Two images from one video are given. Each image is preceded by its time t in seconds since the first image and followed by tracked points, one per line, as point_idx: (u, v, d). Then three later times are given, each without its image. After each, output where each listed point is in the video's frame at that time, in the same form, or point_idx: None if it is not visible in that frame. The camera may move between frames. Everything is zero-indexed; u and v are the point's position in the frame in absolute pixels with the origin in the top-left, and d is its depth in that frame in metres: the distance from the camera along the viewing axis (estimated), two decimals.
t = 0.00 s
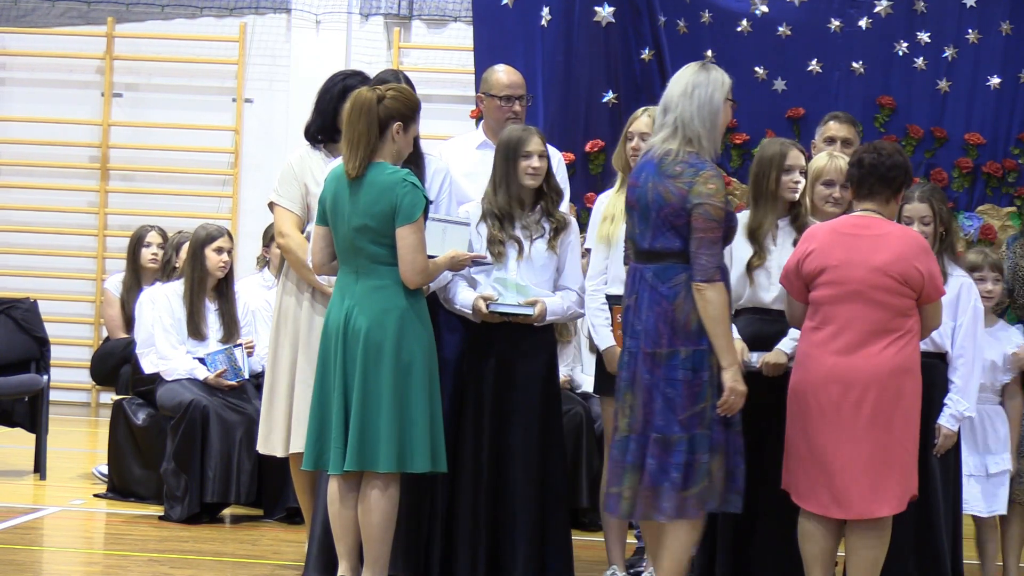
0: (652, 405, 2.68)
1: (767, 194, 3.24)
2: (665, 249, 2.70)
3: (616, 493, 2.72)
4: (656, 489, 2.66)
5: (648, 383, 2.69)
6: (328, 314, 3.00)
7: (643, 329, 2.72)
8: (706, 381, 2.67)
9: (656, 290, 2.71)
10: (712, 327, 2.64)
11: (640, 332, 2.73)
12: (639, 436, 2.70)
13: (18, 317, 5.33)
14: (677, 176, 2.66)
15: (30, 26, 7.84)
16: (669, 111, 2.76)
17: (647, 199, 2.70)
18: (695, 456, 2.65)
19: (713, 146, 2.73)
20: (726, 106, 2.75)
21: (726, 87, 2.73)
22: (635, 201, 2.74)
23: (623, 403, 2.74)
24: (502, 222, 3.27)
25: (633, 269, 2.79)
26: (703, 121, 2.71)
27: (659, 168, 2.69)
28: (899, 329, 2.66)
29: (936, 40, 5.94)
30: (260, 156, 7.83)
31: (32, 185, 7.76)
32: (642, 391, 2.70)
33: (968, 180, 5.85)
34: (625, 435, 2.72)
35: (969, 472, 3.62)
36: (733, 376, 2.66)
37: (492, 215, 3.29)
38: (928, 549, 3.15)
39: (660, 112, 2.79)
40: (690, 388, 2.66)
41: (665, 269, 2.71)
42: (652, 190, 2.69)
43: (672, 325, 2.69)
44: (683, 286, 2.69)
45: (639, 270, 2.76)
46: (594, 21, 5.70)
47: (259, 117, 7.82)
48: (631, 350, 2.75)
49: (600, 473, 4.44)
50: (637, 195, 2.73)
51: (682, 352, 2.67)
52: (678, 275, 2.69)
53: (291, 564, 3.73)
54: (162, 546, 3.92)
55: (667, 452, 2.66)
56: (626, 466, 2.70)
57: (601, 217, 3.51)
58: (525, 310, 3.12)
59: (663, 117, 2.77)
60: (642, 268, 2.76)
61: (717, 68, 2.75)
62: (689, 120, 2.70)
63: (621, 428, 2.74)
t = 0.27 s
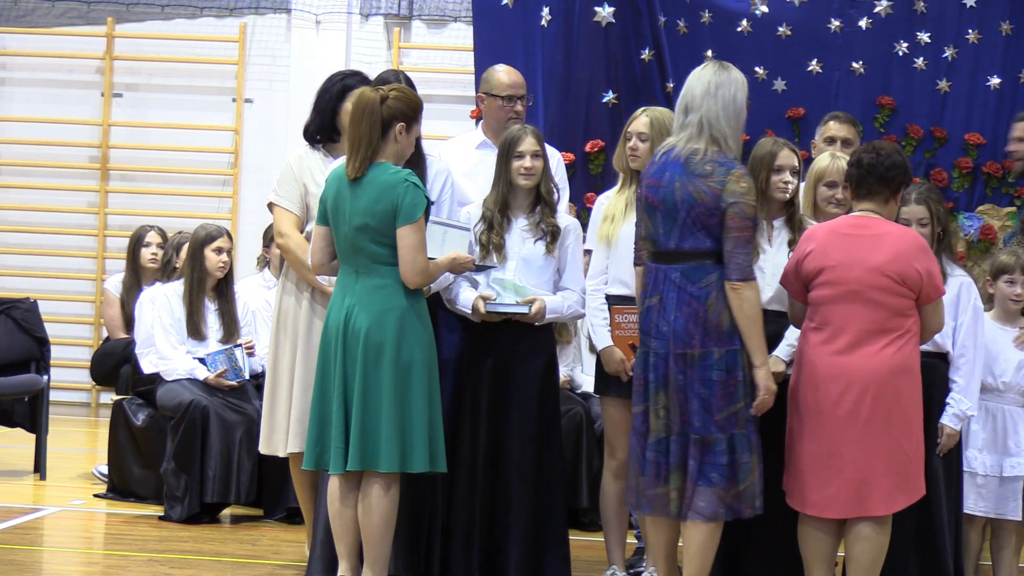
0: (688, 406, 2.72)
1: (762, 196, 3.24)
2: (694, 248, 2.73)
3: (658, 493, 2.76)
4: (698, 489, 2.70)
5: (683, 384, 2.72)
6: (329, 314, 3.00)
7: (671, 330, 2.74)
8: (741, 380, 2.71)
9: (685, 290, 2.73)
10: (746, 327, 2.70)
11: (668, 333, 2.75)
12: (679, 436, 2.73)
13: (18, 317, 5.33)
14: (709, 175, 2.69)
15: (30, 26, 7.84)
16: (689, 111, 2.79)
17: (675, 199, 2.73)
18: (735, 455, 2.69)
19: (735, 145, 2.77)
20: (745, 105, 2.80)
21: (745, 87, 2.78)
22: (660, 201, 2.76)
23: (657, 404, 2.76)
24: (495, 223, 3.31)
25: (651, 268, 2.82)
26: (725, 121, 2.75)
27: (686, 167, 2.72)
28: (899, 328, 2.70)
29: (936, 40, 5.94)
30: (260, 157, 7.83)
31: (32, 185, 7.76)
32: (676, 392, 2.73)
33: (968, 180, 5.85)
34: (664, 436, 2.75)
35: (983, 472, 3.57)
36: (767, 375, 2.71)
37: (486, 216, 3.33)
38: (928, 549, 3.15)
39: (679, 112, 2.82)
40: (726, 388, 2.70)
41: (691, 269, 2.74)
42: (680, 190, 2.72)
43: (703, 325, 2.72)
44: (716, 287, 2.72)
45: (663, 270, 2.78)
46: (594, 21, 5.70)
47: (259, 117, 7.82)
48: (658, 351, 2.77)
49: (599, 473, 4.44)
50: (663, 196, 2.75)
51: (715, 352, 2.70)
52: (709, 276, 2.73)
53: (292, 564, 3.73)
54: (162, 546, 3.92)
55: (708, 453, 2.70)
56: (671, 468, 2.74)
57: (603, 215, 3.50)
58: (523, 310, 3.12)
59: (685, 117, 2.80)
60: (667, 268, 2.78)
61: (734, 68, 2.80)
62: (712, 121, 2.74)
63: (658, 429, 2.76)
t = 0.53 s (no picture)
0: (700, 407, 2.70)
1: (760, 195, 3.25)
2: (711, 248, 2.73)
3: (671, 496, 2.75)
4: (710, 491, 2.68)
5: (695, 386, 2.71)
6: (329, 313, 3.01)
7: (685, 330, 2.73)
8: (755, 381, 2.72)
9: (700, 289, 2.73)
10: (767, 327, 2.72)
11: (682, 333, 2.74)
12: (689, 437, 2.71)
13: (18, 317, 5.33)
14: (728, 175, 2.69)
15: (30, 26, 7.84)
16: (698, 110, 2.80)
17: (693, 199, 2.72)
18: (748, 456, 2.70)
19: (748, 144, 2.78)
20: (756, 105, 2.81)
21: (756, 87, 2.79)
22: (676, 201, 2.75)
23: (669, 405, 2.75)
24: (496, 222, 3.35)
25: (657, 267, 2.84)
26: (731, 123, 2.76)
27: (703, 167, 2.71)
28: (896, 328, 2.70)
29: (936, 40, 5.94)
30: (260, 157, 7.83)
31: (32, 185, 7.76)
32: (689, 393, 2.71)
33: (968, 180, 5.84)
34: (676, 437, 2.74)
35: (988, 473, 3.55)
36: (783, 374, 2.75)
37: (490, 215, 3.37)
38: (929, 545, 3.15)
39: (689, 112, 2.82)
40: (741, 389, 2.71)
41: (707, 268, 2.73)
42: (698, 190, 2.71)
43: (716, 326, 2.71)
44: (731, 287, 2.73)
45: (677, 270, 2.77)
46: (594, 21, 5.70)
47: (259, 117, 7.82)
48: (671, 351, 2.75)
49: (599, 473, 4.44)
50: (678, 194, 2.74)
51: (731, 353, 2.71)
52: (726, 276, 2.73)
53: (291, 564, 3.73)
54: (162, 546, 3.92)
55: (721, 454, 2.69)
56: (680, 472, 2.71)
57: (605, 215, 3.50)
58: (520, 311, 3.13)
59: (694, 117, 2.80)
60: (682, 268, 2.76)
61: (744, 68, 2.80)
62: (725, 121, 2.75)
63: (669, 430, 2.75)
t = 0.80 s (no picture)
0: (704, 408, 2.70)
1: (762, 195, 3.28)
2: (715, 249, 2.73)
3: (664, 498, 2.74)
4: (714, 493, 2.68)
5: (697, 387, 2.71)
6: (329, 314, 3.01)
7: (689, 331, 2.73)
8: (759, 382, 2.73)
9: (704, 291, 2.73)
10: (767, 327, 2.72)
11: (685, 333, 2.74)
12: (689, 438, 2.71)
13: (18, 317, 5.33)
14: (731, 175, 2.69)
15: (30, 26, 7.84)
16: (699, 110, 2.79)
17: (695, 199, 2.71)
18: (752, 458, 2.71)
19: (747, 144, 2.78)
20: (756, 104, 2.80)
21: (757, 86, 2.78)
22: (678, 201, 2.74)
23: (667, 406, 2.74)
24: (496, 221, 3.36)
25: (657, 266, 2.85)
26: (732, 122, 2.76)
27: (705, 167, 2.71)
28: (892, 329, 2.71)
29: (936, 40, 5.94)
30: (260, 157, 7.83)
31: (32, 185, 7.76)
32: (691, 394, 2.71)
33: (968, 180, 5.83)
34: (672, 439, 2.74)
35: (978, 472, 3.57)
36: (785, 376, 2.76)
37: (491, 214, 3.38)
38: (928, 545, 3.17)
39: (689, 111, 2.82)
40: (745, 390, 2.71)
41: (711, 268, 2.73)
42: (700, 190, 2.71)
43: (720, 327, 2.72)
44: (735, 288, 2.73)
45: (680, 271, 2.77)
46: (594, 21, 5.70)
47: (259, 117, 7.82)
48: (673, 351, 2.75)
49: (599, 473, 4.44)
50: (680, 195, 2.73)
51: (735, 354, 2.72)
52: (730, 277, 2.73)
53: (292, 564, 3.72)
54: (162, 546, 3.92)
55: (725, 455, 2.70)
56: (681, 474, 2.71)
57: (606, 215, 3.49)
58: (517, 305, 3.13)
59: (694, 116, 2.80)
60: (685, 269, 2.76)
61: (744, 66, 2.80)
62: (728, 120, 2.74)
63: (665, 432, 2.74)
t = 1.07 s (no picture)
0: (708, 409, 2.71)
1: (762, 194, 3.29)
2: (715, 250, 2.73)
3: (656, 498, 2.73)
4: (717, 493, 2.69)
5: (699, 387, 2.71)
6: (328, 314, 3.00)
7: (690, 331, 2.73)
8: (759, 381, 2.75)
9: (705, 291, 2.73)
10: (767, 328, 2.73)
11: (687, 334, 2.73)
12: (691, 439, 2.71)
13: (18, 317, 5.33)
14: (729, 176, 2.69)
15: (30, 26, 7.84)
16: (695, 110, 2.79)
17: (694, 201, 2.71)
18: (753, 459, 2.72)
19: (743, 144, 2.78)
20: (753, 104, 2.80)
21: (754, 86, 2.78)
22: (676, 203, 2.74)
23: (665, 406, 2.73)
24: (497, 222, 3.37)
25: (654, 266, 2.85)
26: (729, 121, 2.76)
27: (704, 168, 2.71)
28: (885, 328, 2.72)
29: (935, 40, 5.94)
30: (260, 157, 7.83)
31: (32, 185, 7.76)
32: (693, 395, 2.71)
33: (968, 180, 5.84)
34: (668, 440, 2.72)
35: (980, 473, 3.57)
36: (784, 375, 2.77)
37: (492, 214, 3.39)
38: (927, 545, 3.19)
39: (685, 110, 2.82)
40: (747, 389, 2.73)
41: (711, 269, 2.73)
42: (699, 191, 2.71)
43: (721, 327, 2.73)
44: (736, 288, 2.74)
45: (680, 271, 2.77)
46: (594, 21, 5.70)
47: (259, 117, 7.82)
48: (672, 352, 2.74)
49: (599, 473, 4.44)
50: (679, 197, 2.73)
51: (737, 354, 2.72)
52: (730, 277, 2.74)
53: (292, 564, 3.72)
54: (162, 546, 3.92)
55: (727, 455, 2.70)
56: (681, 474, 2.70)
57: (607, 215, 3.49)
58: (514, 303, 3.13)
59: (690, 116, 2.80)
60: (685, 270, 2.76)
61: (742, 66, 2.80)
62: (725, 120, 2.74)
63: (661, 433, 2.73)
